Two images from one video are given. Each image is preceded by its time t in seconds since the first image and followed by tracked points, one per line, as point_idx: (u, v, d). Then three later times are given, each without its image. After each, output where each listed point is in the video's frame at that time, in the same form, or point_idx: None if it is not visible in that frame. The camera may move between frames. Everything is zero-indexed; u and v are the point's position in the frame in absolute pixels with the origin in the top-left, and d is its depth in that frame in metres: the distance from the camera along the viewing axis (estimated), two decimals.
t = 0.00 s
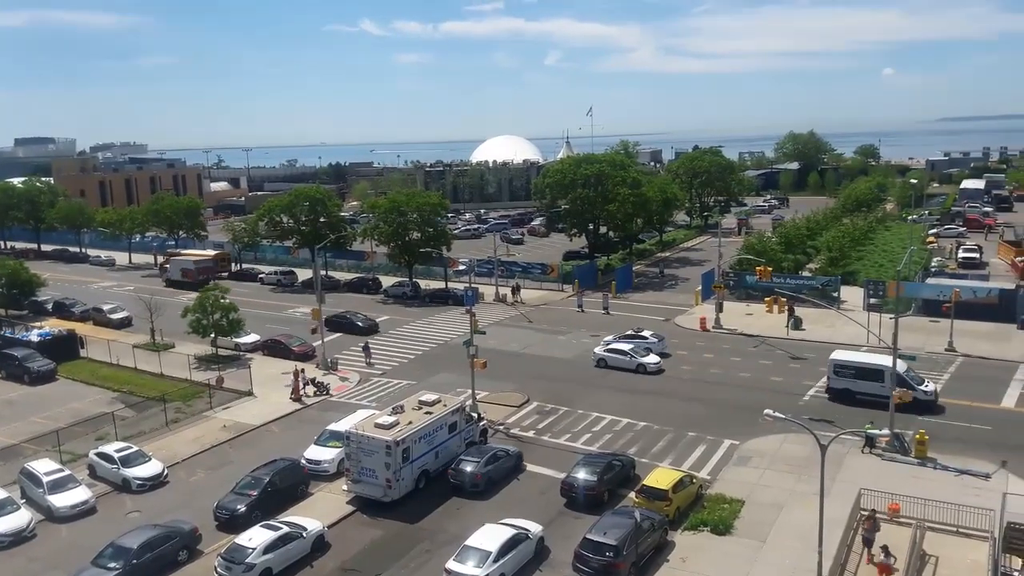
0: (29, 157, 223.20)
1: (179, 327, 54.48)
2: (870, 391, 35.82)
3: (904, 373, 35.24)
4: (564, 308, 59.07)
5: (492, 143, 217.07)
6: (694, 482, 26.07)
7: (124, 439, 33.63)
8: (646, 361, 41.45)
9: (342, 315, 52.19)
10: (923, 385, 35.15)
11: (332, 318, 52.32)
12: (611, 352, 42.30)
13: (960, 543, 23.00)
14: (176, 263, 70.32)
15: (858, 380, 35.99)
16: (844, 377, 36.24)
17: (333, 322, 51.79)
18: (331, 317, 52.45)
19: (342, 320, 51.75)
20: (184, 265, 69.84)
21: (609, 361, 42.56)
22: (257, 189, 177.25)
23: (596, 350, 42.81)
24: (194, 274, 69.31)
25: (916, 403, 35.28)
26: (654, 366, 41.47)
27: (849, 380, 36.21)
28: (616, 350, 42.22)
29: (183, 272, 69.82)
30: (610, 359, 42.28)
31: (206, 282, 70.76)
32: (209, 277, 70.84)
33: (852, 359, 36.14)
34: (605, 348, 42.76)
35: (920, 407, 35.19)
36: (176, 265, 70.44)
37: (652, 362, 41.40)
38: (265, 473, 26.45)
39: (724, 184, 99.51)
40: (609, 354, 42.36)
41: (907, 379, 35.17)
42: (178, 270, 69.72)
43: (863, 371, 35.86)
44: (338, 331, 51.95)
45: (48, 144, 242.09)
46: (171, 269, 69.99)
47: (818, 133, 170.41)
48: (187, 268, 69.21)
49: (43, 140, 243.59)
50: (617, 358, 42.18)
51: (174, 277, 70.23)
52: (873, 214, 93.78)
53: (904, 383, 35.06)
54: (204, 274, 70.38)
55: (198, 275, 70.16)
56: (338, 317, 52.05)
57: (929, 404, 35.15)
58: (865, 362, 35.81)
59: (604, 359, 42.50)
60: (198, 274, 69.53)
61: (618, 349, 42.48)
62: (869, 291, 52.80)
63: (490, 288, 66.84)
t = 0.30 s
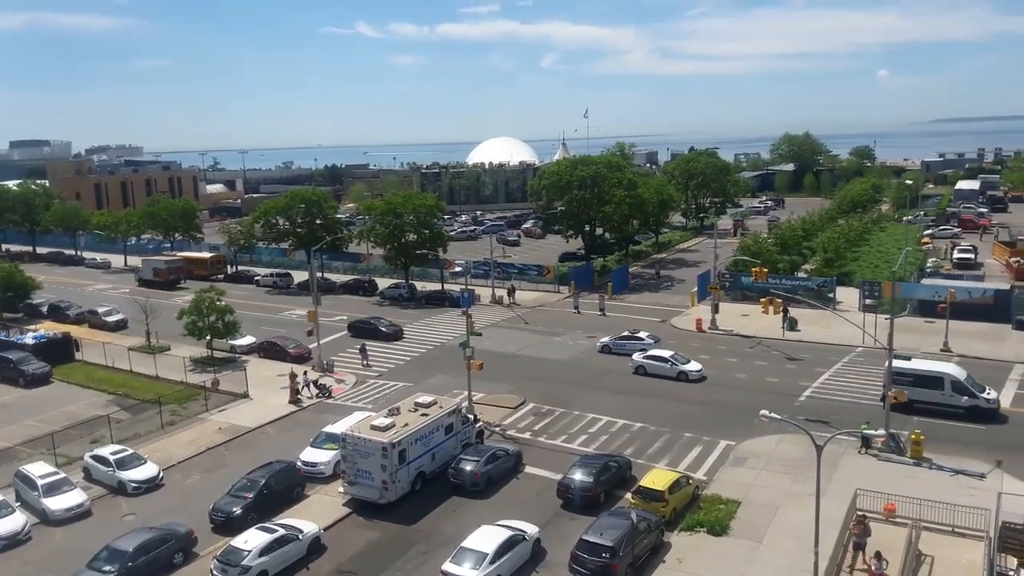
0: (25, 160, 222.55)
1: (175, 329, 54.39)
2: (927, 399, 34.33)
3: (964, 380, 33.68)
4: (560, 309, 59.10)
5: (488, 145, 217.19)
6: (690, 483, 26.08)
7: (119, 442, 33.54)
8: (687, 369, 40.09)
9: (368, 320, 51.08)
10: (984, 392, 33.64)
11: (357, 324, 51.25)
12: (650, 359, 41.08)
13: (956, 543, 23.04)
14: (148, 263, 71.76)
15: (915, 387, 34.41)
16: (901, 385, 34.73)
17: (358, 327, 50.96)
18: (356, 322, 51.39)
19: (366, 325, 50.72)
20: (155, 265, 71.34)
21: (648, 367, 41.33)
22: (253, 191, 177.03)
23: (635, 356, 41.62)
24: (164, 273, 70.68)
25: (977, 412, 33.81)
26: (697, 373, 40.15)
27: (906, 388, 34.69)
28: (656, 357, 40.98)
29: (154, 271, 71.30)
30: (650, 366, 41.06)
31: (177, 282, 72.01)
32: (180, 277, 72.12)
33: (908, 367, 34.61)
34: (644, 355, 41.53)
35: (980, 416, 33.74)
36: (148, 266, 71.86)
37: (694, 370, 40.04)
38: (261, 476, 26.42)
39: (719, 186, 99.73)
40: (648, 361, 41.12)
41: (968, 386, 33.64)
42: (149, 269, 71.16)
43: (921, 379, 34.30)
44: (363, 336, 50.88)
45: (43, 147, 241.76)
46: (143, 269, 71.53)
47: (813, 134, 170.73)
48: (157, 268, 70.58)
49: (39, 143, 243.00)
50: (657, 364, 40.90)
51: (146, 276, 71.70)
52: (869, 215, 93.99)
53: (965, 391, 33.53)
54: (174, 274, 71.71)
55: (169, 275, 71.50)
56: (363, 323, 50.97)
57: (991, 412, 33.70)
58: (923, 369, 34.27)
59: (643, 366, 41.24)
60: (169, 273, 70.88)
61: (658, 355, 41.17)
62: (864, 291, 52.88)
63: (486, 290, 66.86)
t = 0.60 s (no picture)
0: (16, 166, 221.69)
1: (167, 335, 54.20)
2: (988, 410, 33.11)
3: None
4: (554, 313, 59.09)
5: (481, 149, 217.29)
6: (685, 486, 26.05)
7: (111, 449, 33.36)
8: (730, 378, 38.79)
9: (391, 328, 49.80)
10: None
11: (380, 332, 49.95)
12: (689, 368, 39.76)
13: (950, 545, 23.06)
14: (117, 267, 73.54)
15: (977, 397, 33.19)
16: (960, 395, 33.46)
17: (380, 336, 49.63)
18: (379, 331, 50.08)
19: (387, 333, 49.42)
20: (124, 268, 72.99)
21: (687, 377, 40.01)
22: (245, 196, 176.82)
23: (674, 365, 40.30)
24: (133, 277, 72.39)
25: None
26: (740, 382, 38.83)
27: (966, 399, 33.44)
28: (695, 366, 39.65)
29: (123, 275, 72.97)
30: (689, 376, 39.74)
31: (146, 286, 73.70)
32: (149, 280, 73.81)
33: (968, 376, 33.43)
34: (683, 364, 40.19)
35: None
36: (118, 269, 73.62)
37: (737, 379, 38.70)
38: (254, 482, 26.30)
39: (712, 189, 99.95)
40: (688, 371, 39.79)
41: None
42: (118, 272, 72.80)
43: (981, 388, 33.11)
44: (386, 345, 49.58)
45: (34, 152, 241.11)
46: (112, 272, 73.19)
47: (805, 137, 171.29)
48: (126, 271, 72.39)
49: (30, 148, 242.38)
50: (697, 374, 39.57)
51: (115, 280, 73.36)
52: (861, 217, 94.30)
53: None
54: (143, 277, 73.39)
55: (138, 279, 73.26)
56: (386, 331, 49.68)
57: None
58: (983, 379, 33.13)
59: (682, 376, 39.91)
60: (138, 276, 72.67)
61: (697, 364, 39.84)
62: (857, 294, 53.00)
63: (480, 294, 66.83)
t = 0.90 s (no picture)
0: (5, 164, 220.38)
1: (157, 334, 54.04)
2: None
3: None
4: (546, 312, 59.18)
5: (472, 148, 217.30)
6: (675, 485, 26.17)
7: (101, 448, 33.25)
8: (773, 384, 37.73)
9: (413, 331, 48.55)
10: None
11: (401, 335, 48.67)
12: (729, 373, 38.62)
13: (938, 543, 23.23)
14: (85, 264, 74.57)
15: None
16: (1020, 402, 32.54)
17: (402, 339, 48.41)
18: (400, 333, 48.80)
19: (409, 336, 48.22)
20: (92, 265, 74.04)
21: (727, 382, 38.85)
22: (236, 195, 176.36)
23: (713, 370, 39.12)
24: (101, 273, 73.38)
25: None
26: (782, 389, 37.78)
27: None
28: (736, 372, 38.52)
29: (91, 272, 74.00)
30: (730, 381, 38.59)
31: (115, 282, 74.68)
32: (117, 277, 74.80)
33: None
34: (724, 369, 39.00)
35: None
36: (86, 266, 74.65)
37: (780, 385, 37.67)
38: (244, 481, 26.28)
39: (703, 189, 100.25)
40: (728, 376, 38.65)
41: None
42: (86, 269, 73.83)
43: None
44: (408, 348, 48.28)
45: (23, 151, 240.01)
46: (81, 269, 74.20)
47: (795, 138, 171.92)
48: (94, 269, 73.35)
49: (19, 147, 241.26)
50: (738, 379, 38.45)
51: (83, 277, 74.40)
52: (851, 218, 94.74)
53: None
54: (111, 274, 74.40)
55: (106, 276, 74.23)
56: (407, 334, 48.42)
57: None
58: None
59: (722, 381, 38.75)
60: (106, 273, 73.61)
61: (738, 369, 38.71)
62: (847, 293, 53.26)
63: (472, 293, 66.88)
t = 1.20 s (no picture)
0: None
1: (148, 330, 53.76)
2: None
3: None
4: (538, 308, 59.17)
5: (464, 144, 216.98)
6: (666, 480, 26.22)
7: (91, 444, 33.06)
8: (820, 387, 36.58)
9: (436, 331, 47.27)
10: None
11: (425, 335, 47.35)
12: (773, 376, 37.42)
13: (928, 538, 23.35)
14: (53, 257, 75.76)
15: None
16: None
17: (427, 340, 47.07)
18: (422, 333, 47.50)
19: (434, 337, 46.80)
20: (60, 258, 75.21)
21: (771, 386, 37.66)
22: (226, 190, 175.52)
23: (755, 374, 37.92)
24: (68, 266, 74.60)
25: None
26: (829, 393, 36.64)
27: None
28: (781, 374, 37.32)
29: (59, 264, 75.19)
30: (774, 384, 37.39)
31: (83, 275, 75.85)
32: (86, 270, 75.99)
33: None
34: (767, 372, 37.79)
35: None
36: (54, 259, 75.81)
37: (826, 389, 36.54)
38: (235, 478, 26.19)
39: (694, 185, 100.35)
40: (772, 379, 37.44)
41: None
42: (54, 262, 74.98)
43: None
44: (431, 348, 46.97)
45: (11, 145, 238.62)
46: (49, 262, 75.34)
47: (787, 135, 172.35)
48: (62, 261, 74.52)
49: (7, 142, 239.80)
50: (783, 383, 37.25)
51: (52, 270, 75.61)
52: (842, 214, 95.04)
53: None
54: (79, 266, 75.60)
55: (74, 268, 75.41)
56: (431, 334, 47.04)
57: None
58: None
59: (766, 384, 37.51)
60: (74, 266, 74.85)
61: (782, 371, 37.47)
62: (838, 290, 53.41)
63: (463, 289, 66.78)
